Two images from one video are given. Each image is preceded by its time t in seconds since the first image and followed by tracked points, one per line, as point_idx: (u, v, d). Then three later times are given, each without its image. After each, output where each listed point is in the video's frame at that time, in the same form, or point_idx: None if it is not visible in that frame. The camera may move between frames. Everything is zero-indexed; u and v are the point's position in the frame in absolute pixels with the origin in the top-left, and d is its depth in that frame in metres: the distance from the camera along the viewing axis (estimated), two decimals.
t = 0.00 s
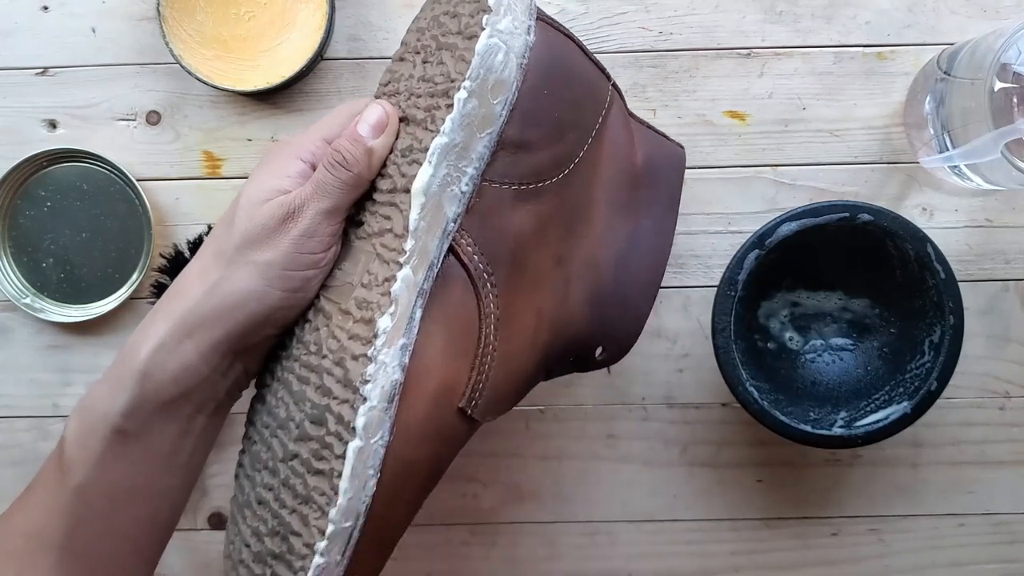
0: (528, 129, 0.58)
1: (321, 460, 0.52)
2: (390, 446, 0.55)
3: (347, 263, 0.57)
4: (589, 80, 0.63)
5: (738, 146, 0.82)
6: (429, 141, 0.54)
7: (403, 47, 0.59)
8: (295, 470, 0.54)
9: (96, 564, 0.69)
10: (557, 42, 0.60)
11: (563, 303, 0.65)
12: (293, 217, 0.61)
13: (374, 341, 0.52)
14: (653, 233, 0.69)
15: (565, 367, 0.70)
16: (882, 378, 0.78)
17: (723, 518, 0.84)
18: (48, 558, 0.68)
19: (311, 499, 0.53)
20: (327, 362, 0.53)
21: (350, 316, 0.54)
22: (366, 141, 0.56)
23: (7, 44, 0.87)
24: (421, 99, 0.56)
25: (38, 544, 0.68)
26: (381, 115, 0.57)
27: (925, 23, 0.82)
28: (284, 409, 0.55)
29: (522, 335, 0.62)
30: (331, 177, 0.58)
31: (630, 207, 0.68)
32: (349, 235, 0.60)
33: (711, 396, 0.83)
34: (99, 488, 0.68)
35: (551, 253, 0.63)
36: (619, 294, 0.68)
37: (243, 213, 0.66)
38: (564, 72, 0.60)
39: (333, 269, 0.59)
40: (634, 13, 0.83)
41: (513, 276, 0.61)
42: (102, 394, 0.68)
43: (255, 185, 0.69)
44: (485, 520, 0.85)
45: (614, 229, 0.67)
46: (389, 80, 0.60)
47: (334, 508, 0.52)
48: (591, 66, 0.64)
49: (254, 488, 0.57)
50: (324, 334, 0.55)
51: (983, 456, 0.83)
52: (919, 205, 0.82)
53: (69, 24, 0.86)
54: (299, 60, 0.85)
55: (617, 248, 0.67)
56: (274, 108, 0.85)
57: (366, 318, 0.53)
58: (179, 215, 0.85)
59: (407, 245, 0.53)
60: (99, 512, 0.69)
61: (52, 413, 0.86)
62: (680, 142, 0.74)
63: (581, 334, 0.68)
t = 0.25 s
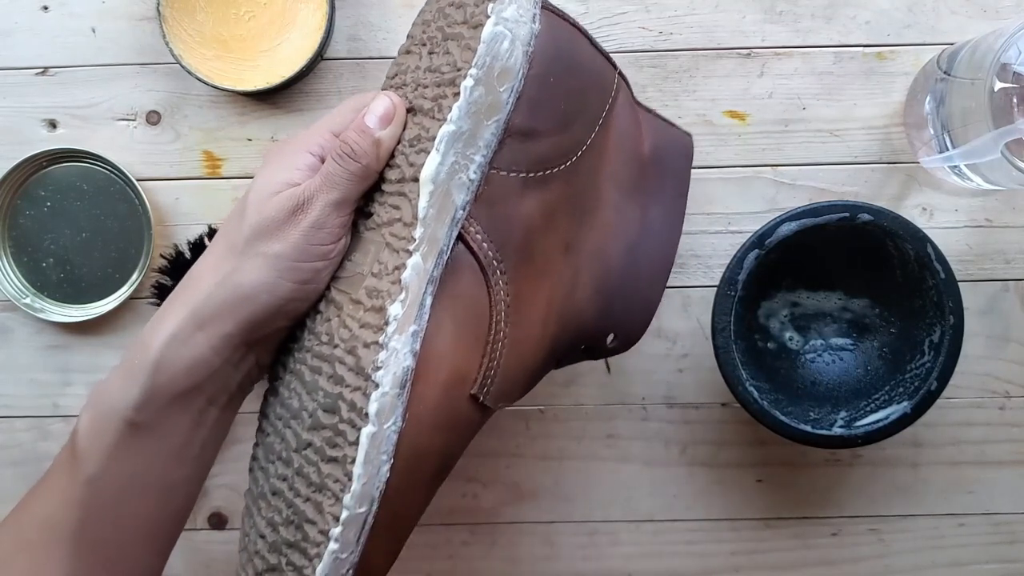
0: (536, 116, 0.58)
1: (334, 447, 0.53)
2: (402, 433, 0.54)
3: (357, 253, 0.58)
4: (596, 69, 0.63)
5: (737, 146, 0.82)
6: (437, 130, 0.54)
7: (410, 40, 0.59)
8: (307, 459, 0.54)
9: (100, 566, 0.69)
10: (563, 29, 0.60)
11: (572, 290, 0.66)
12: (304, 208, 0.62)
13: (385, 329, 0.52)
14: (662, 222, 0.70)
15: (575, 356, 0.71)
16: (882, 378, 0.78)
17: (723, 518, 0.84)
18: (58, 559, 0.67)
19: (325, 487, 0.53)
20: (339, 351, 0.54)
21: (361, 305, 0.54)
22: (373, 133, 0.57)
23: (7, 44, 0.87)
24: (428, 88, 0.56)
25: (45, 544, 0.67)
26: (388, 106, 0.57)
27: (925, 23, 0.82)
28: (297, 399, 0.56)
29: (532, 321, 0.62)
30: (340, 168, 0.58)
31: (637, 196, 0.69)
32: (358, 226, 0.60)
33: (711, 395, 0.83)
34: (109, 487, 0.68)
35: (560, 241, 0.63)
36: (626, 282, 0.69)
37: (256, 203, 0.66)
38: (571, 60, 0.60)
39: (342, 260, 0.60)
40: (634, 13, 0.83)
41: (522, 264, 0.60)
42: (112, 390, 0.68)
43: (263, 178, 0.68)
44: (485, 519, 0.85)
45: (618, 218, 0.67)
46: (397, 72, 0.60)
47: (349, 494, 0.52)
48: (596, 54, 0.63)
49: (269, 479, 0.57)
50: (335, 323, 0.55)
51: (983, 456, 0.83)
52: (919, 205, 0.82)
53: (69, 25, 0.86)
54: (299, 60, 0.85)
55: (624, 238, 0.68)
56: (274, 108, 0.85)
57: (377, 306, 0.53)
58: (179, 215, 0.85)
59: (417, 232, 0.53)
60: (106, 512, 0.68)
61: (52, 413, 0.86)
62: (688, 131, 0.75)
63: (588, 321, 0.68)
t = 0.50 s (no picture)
0: (540, 105, 0.58)
1: (344, 444, 0.53)
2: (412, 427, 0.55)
3: (361, 246, 0.58)
4: (598, 56, 0.62)
5: (737, 145, 0.82)
6: (441, 120, 0.54)
7: (409, 28, 0.59)
8: (317, 455, 0.54)
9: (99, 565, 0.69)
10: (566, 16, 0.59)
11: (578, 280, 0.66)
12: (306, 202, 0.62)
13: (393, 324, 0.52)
14: (665, 208, 0.69)
15: (581, 344, 0.71)
16: (882, 378, 0.78)
17: (723, 518, 0.84)
18: (60, 559, 0.68)
19: (335, 484, 0.53)
20: (345, 347, 0.54)
21: (366, 299, 0.54)
22: (375, 124, 0.57)
23: (7, 44, 0.87)
24: (430, 78, 0.56)
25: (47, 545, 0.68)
26: (389, 96, 0.57)
27: (925, 23, 0.82)
28: (303, 396, 0.56)
29: (539, 312, 0.62)
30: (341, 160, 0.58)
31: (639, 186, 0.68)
32: (361, 219, 0.60)
33: (711, 395, 0.83)
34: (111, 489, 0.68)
35: (565, 231, 0.63)
36: (632, 272, 0.68)
37: (257, 199, 0.67)
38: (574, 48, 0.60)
39: (347, 252, 0.60)
40: (634, 13, 0.83)
41: (527, 255, 0.61)
42: (112, 389, 0.68)
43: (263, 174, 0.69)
44: (485, 519, 0.85)
45: (625, 207, 0.67)
46: (397, 60, 0.60)
47: (361, 491, 0.52)
48: (600, 42, 0.63)
49: (277, 476, 0.57)
50: (341, 318, 0.55)
51: (983, 456, 0.83)
52: (919, 205, 0.82)
53: (69, 24, 0.86)
54: (299, 60, 0.85)
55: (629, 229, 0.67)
56: (274, 108, 0.85)
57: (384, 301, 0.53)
58: (179, 216, 0.85)
59: (422, 226, 0.53)
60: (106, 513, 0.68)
61: (52, 413, 0.86)
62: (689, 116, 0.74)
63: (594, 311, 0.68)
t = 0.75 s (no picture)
0: (540, 142, 0.58)
1: (332, 485, 0.49)
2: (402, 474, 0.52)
3: (356, 277, 0.56)
4: (602, 86, 0.63)
5: (737, 146, 0.82)
6: (440, 156, 0.53)
7: (411, 53, 0.57)
8: (306, 493, 0.51)
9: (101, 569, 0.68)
10: (571, 49, 0.60)
11: (573, 319, 0.66)
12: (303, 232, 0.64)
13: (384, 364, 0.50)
14: (666, 249, 0.71)
15: (578, 378, 0.72)
16: (882, 378, 0.78)
17: (723, 518, 0.84)
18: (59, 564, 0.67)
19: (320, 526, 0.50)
20: (338, 382, 0.52)
21: (360, 335, 0.52)
22: (374, 156, 0.56)
23: (7, 44, 0.87)
24: (430, 110, 0.54)
25: (42, 559, 0.67)
26: (389, 128, 0.56)
27: (925, 22, 0.82)
28: (294, 428, 0.53)
29: (535, 351, 0.62)
30: (338, 192, 0.59)
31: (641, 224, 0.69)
32: (359, 249, 0.59)
33: (711, 395, 0.83)
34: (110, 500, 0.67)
35: (563, 269, 0.64)
36: (627, 308, 0.70)
37: (253, 226, 0.68)
38: (577, 84, 0.60)
39: (342, 283, 0.58)
40: (634, 13, 0.83)
41: (524, 293, 0.60)
42: (117, 396, 0.68)
43: (261, 198, 0.70)
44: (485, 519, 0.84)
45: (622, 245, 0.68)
46: (397, 85, 0.58)
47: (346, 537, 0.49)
48: (605, 75, 0.64)
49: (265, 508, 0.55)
50: (334, 352, 0.54)
51: (983, 456, 0.83)
52: (919, 205, 0.82)
53: (69, 24, 0.86)
54: (299, 60, 0.85)
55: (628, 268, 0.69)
56: (274, 108, 0.85)
57: (377, 339, 0.51)
58: (179, 215, 0.85)
59: (417, 264, 0.51)
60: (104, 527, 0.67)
61: (52, 413, 0.86)
62: (696, 146, 0.76)
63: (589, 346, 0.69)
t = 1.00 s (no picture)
0: (536, 183, 0.54)
1: (313, 531, 0.51)
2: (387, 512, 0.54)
3: (342, 314, 0.54)
4: (601, 117, 0.59)
5: (737, 145, 0.82)
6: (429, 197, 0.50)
7: (406, 80, 0.55)
8: (287, 536, 0.53)
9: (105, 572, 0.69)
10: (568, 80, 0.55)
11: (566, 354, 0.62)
12: (291, 265, 0.63)
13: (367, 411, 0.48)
14: (662, 278, 0.71)
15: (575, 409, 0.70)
16: (882, 378, 0.78)
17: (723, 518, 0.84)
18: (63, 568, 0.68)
19: (302, 570, 0.52)
20: (321, 424, 0.51)
21: (345, 376, 0.51)
22: (363, 189, 0.54)
23: (7, 44, 0.87)
24: (421, 145, 0.52)
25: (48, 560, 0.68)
26: (379, 160, 0.54)
27: (925, 23, 0.82)
28: (279, 464, 0.54)
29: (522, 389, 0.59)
30: (325, 224, 0.59)
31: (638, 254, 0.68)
32: (347, 282, 0.57)
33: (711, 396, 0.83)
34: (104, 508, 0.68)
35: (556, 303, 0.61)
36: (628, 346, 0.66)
37: (240, 256, 0.67)
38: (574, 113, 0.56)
39: (330, 318, 0.57)
40: (634, 13, 0.83)
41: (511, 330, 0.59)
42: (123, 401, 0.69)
43: (249, 229, 0.69)
44: (486, 519, 0.84)
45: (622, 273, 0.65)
46: (390, 114, 0.56)
47: None
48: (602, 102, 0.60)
49: (250, 542, 0.56)
50: (319, 391, 0.53)
51: (982, 456, 0.83)
52: (919, 205, 0.82)
53: (69, 24, 0.86)
54: (299, 60, 0.85)
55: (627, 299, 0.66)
56: (274, 108, 0.85)
57: (360, 383, 0.49)
58: (179, 215, 0.85)
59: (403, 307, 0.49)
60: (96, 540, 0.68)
61: (52, 413, 0.86)
62: (696, 176, 0.76)
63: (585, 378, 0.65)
